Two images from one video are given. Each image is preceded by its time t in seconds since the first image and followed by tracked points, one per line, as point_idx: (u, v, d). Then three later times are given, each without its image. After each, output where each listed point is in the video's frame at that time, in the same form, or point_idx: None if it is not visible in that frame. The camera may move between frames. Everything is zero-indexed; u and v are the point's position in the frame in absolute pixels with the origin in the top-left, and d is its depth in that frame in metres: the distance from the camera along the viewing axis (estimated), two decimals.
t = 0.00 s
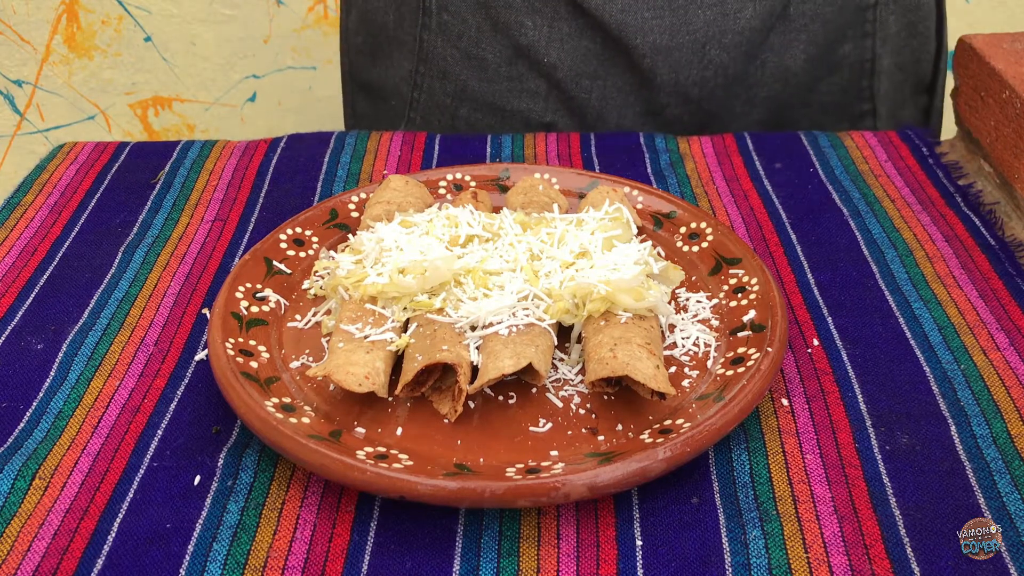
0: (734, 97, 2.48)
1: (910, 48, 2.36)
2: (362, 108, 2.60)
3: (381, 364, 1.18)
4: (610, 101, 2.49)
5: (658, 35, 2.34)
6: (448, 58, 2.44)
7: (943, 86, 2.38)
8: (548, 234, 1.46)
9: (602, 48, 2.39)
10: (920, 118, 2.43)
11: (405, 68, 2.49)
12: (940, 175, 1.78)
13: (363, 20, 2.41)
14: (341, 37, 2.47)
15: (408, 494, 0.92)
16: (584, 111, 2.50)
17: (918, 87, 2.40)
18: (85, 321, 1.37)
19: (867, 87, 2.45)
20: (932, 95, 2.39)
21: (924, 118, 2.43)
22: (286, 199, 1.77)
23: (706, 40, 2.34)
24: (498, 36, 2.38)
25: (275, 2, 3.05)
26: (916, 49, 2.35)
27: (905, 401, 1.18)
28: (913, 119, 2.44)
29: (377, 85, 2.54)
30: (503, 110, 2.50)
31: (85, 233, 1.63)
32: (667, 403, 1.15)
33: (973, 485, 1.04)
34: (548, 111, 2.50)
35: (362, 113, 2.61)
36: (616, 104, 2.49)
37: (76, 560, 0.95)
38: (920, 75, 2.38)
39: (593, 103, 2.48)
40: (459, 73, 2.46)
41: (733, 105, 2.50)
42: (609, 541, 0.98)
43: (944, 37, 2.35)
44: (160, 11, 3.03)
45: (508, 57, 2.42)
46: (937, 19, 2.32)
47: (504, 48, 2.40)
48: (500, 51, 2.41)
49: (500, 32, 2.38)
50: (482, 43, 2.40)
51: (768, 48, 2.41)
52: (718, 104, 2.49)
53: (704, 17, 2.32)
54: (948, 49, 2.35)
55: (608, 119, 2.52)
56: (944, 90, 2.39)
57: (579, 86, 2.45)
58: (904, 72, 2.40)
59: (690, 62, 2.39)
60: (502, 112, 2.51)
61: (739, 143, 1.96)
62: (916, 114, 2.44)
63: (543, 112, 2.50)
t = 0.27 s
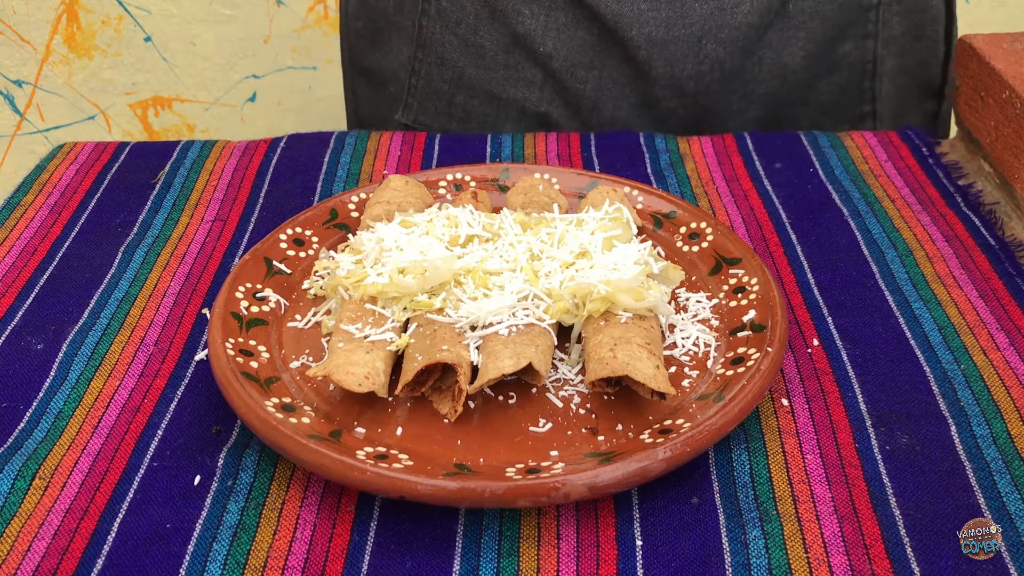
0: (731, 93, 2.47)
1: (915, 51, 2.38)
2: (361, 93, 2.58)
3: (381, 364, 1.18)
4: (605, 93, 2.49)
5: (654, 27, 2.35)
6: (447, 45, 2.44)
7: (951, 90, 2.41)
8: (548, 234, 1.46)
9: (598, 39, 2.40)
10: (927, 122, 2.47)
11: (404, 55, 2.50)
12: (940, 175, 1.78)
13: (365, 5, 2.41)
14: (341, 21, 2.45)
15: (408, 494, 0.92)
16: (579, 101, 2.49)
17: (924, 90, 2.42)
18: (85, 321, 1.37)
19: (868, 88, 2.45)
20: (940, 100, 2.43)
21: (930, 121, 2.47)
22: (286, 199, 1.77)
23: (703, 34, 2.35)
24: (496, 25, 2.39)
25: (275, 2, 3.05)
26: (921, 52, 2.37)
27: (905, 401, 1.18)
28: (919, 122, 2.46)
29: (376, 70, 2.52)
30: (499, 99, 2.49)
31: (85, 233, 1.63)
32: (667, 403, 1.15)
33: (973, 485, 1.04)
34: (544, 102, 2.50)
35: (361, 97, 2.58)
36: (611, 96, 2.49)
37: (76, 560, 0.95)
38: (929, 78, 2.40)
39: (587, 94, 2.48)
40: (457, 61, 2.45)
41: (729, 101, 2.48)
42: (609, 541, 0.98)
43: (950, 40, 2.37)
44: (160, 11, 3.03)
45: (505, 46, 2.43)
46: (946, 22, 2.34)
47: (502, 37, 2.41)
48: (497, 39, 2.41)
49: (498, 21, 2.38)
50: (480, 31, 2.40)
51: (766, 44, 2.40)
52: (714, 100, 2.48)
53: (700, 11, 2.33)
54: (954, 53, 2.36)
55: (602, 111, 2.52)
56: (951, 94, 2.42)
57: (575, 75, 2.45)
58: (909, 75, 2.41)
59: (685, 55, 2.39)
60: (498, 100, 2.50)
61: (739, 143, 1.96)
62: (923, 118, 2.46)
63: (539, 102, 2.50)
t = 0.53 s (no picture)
0: (722, 93, 2.47)
1: (907, 52, 2.37)
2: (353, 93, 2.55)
3: (381, 364, 1.18)
4: (596, 93, 2.49)
5: (644, 27, 2.35)
6: (438, 45, 2.44)
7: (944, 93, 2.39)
8: (548, 234, 1.46)
9: (588, 39, 2.41)
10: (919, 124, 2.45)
11: (395, 54, 2.49)
12: (940, 175, 1.78)
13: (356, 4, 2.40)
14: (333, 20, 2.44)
15: (408, 494, 0.92)
16: (568, 101, 2.49)
17: (917, 93, 2.41)
18: (85, 321, 1.37)
19: (859, 88, 2.45)
20: (933, 103, 2.41)
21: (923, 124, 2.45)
22: (286, 199, 1.77)
23: (693, 34, 2.35)
24: (486, 24, 2.39)
25: (275, 2, 3.05)
26: (914, 54, 2.36)
27: (905, 401, 1.18)
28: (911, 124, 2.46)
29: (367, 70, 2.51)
30: (489, 99, 2.50)
31: (85, 233, 1.63)
32: (667, 403, 1.15)
33: (973, 485, 1.04)
34: (534, 102, 2.50)
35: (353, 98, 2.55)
36: (601, 96, 2.49)
37: (76, 560, 0.95)
38: (920, 80, 2.38)
39: (577, 94, 2.48)
40: (448, 60, 2.45)
41: (721, 101, 2.48)
42: (609, 541, 0.98)
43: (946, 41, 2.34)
44: (160, 11, 3.03)
45: (495, 46, 2.43)
46: (939, 24, 2.31)
47: (492, 36, 2.41)
48: (487, 39, 2.41)
49: (488, 20, 2.39)
50: (471, 30, 2.41)
51: (757, 45, 2.41)
52: (705, 100, 2.47)
53: (690, 11, 2.33)
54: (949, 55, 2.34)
55: (592, 112, 2.51)
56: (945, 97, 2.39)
57: (565, 75, 2.45)
58: (901, 76, 2.40)
59: (676, 56, 2.39)
60: (488, 100, 2.50)
61: (740, 143, 1.96)
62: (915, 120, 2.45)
63: (529, 101, 2.50)
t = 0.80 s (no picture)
0: (712, 90, 2.47)
1: (898, 52, 2.40)
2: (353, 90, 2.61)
3: (381, 364, 1.18)
4: (586, 89, 2.48)
5: (634, 23, 2.34)
6: (431, 40, 2.44)
7: (933, 92, 2.43)
8: (548, 234, 1.46)
9: (579, 34, 2.40)
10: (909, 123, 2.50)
11: (391, 50, 2.50)
12: (940, 175, 1.78)
13: None
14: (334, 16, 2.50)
15: (408, 494, 0.92)
16: (559, 97, 2.49)
17: (908, 92, 2.44)
18: (85, 321, 1.37)
19: (851, 88, 2.47)
20: (922, 102, 2.44)
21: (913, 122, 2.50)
22: (286, 199, 1.77)
23: (683, 30, 2.34)
24: (478, 20, 2.39)
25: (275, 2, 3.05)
26: (904, 54, 2.39)
27: (905, 401, 1.18)
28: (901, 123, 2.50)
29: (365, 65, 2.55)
30: (481, 94, 2.50)
31: (85, 233, 1.63)
32: (667, 403, 1.15)
33: (973, 485, 1.04)
34: (525, 97, 2.51)
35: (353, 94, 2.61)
36: (591, 91, 2.48)
37: (76, 560, 0.95)
38: (910, 80, 2.42)
39: (568, 89, 2.48)
40: (440, 55, 2.45)
41: (711, 97, 2.48)
42: (609, 541, 0.98)
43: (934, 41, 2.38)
44: (160, 11, 3.03)
45: (487, 41, 2.43)
46: (928, 25, 2.35)
47: (484, 32, 2.41)
48: (479, 34, 2.41)
49: (480, 16, 2.39)
50: (463, 26, 2.41)
51: (747, 41, 2.40)
52: (695, 96, 2.47)
53: (680, 7, 2.32)
54: (938, 54, 2.38)
55: (583, 107, 2.51)
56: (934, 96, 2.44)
57: (555, 71, 2.45)
58: (892, 76, 2.43)
59: (665, 52, 2.38)
60: (480, 95, 2.50)
61: (740, 143, 1.96)
62: (905, 119, 2.49)
63: (520, 97, 2.51)
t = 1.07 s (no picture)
0: (694, 88, 2.46)
1: (884, 44, 2.38)
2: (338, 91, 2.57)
3: (381, 364, 1.18)
4: (569, 88, 2.48)
5: (614, 23, 2.35)
6: (417, 41, 2.44)
7: (921, 83, 2.41)
8: (548, 234, 1.46)
9: (561, 35, 2.41)
10: (897, 116, 2.47)
11: (376, 50, 2.49)
12: (939, 175, 1.78)
13: None
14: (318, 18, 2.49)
15: (408, 494, 0.92)
16: (544, 96, 2.49)
17: (896, 84, 2.42)
18: (85, 321, 1.37)
19: (836, 82, 2.45)
20: (911, 93, 2.42)
21: (901, 115, 2.47)
22: (286, 199, 1.77)
23: (663, 30, 2.35)
24: (463, 21, 2.40)
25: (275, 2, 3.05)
26: (891, 46, 2.38)
27: (905, 401, 1.18)
28: (889, 116, 2.47)
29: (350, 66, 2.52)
30: (468, 93, 2.50)
31: (85, 233, 1.63)
32: (667, 403, 1.15)
33: (973, 485, 1.04)
34: (511, 96, 2.51)
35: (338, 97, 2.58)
36: (574, 91, 2.49)
37: (76, 560, 0.95)
38: (897, 73, 2.40)
39: (552, 89, 2.48)
40: (427, 56, 2.46)
41: (694, 96, 2.48)
42: (609, 541, 0.98)
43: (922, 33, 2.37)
44: (160, 11, 3.03)
45: (472, 41, 2.43)
46: (915, 17, 2.34)
47: (469, 32, 2.42)
48: (464, 34, 2.42)
49: (465, 16, 2.40)
50: (449, 26, 2.42)
51: (728, 39, 2.40)
52: (677, 95, 2.47)
53: (660, 7, 2.33)
54: (925, 45, 2.36)
55: (567, 106, 2.51)
56: (922, 88, 2.42)
57: (538, 72, 2.46)
58: (879, 69, 2.41)
59: (646, 51, 2.39)
60: (467, 95, 2.51)
61: (740, 143, 1.96)
62: (893, 112, 2.46)
63: (506, 97, 2.51)
